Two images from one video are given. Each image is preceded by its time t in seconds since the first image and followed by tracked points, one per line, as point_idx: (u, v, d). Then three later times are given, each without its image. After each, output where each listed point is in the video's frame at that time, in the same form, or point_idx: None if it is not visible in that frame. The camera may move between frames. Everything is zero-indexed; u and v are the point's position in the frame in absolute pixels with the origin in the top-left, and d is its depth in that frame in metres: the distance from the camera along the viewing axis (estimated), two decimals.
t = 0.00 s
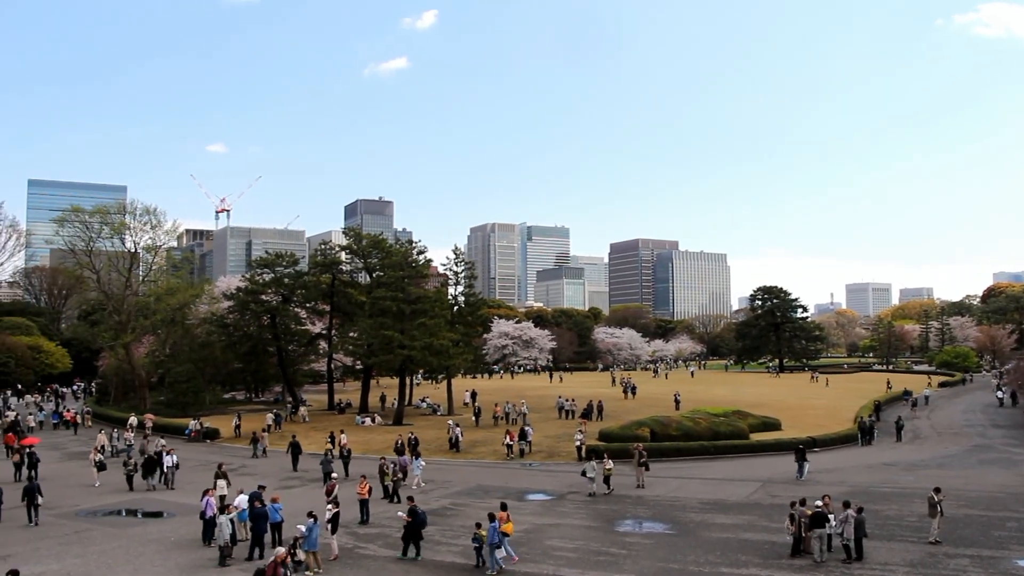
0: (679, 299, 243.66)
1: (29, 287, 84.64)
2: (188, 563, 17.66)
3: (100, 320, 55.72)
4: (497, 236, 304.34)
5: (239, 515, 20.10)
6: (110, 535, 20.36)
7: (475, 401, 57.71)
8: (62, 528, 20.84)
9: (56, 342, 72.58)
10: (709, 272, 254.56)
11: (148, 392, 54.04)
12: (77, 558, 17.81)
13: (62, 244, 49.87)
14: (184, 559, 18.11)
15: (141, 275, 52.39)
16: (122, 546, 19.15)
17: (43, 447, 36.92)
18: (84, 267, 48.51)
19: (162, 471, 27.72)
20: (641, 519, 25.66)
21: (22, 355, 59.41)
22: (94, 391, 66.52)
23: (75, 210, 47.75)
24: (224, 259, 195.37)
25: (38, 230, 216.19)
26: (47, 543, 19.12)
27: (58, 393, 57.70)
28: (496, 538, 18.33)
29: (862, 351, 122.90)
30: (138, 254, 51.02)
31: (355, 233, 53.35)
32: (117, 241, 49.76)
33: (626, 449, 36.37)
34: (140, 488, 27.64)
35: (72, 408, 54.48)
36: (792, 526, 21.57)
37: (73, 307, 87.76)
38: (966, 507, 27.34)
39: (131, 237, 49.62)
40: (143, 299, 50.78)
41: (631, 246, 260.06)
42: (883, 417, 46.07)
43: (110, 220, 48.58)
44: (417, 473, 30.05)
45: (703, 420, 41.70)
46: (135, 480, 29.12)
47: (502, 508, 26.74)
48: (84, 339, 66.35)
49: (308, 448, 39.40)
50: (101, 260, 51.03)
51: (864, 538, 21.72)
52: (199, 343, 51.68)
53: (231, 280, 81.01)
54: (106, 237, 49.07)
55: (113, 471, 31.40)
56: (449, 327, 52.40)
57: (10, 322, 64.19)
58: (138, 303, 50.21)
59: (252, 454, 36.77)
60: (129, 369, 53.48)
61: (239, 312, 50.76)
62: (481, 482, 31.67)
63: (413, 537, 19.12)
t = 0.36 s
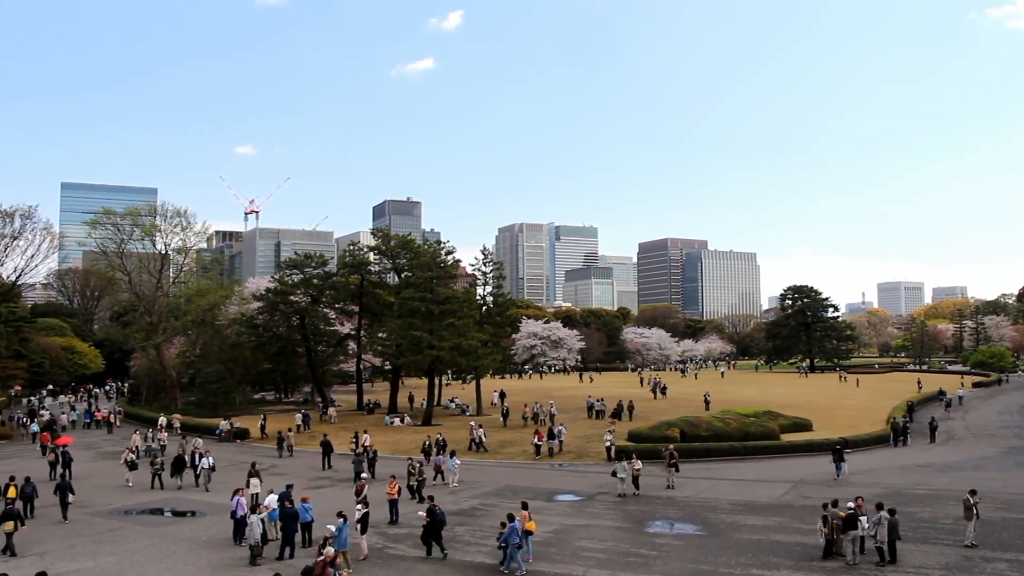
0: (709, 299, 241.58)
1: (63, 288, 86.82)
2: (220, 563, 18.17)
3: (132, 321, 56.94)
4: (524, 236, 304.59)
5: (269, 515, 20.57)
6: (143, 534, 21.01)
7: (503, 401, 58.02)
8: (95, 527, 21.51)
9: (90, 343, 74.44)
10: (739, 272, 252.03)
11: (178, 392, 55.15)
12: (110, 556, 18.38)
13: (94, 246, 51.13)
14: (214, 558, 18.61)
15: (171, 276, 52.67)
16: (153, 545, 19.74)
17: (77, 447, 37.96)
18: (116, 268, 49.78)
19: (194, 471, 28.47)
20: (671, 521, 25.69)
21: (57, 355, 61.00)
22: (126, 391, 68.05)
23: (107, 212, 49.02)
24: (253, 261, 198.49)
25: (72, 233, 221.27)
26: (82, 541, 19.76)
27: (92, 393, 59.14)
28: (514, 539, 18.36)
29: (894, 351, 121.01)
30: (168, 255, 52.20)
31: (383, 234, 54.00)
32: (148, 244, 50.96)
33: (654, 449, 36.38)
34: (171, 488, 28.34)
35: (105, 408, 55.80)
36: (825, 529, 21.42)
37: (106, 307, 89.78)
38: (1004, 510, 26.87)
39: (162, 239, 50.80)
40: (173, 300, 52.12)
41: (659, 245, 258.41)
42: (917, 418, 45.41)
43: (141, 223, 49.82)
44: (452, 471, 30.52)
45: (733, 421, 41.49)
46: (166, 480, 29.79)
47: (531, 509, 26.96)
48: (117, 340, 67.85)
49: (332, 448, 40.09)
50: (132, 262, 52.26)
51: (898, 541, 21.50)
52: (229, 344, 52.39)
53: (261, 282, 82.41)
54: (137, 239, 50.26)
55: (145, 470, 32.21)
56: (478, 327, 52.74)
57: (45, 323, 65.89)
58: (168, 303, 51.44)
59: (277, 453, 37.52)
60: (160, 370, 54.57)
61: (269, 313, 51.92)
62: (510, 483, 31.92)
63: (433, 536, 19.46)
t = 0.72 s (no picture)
0: (739, 298, 239.28)
1: (96, 291, 89.29)
2: (250, 564, 18.78)
3: (163, 325, 58.39)
4: (552, 236, 304.51)
5: (301, 517, 21.14)
6: (175, 535, 21.76)
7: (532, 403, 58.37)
8: (130, 528, 22.34)
9: (123, 346, 76.54)
10: (770, 271, 249.38)
11: (208, 395, 56.08)
12: (144, 557, 19.09)
13: (125, 250, 52.49)
14: (246, 559, 19.26)
15: (202, 279, 54.93)
16: (185, 546, 20.46)
17: (109, 449, 39.10)
18: (146, 271, 51.20)
19: (226, 472, 29.23)
20: (702, 522, 25.85)
21: (91, 358, 62.84)
22: (158, 393, 69.73)
23: (139, 216, 50.42)
24: (283, 263, 201.44)
25: (105, 237, 226.42)
26: (116, 542, 20.52)
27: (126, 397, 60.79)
28: (536, 537, 18.99)
29: (929, 350, 118.94)
30: (199, 259, 53.39)
31: (412, 235, 54.78)
32: (179, 247, 52.28)
33: (684, 449, 36.44)
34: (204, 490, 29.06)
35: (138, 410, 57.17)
36: (859, 530, 21.36)
37: (138, 311, 91.99)
38: None
39: (192, 242, 52.12)
40: (204, 303, 53.87)
41: (688, 245, 256.50)
42: (952, 418, 44.84)
43: (172, 226, 51.15)
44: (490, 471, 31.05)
45: (764, 421, 41.38)
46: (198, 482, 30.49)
47: (562, 510, 27.31)
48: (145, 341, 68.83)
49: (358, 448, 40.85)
50: (164, 266, 53.58)
51: (933, 543, 21.36)
52: (260, 346, 53.04)
53: (291, 284, 83.97)
54: (168, 242, 51.56)
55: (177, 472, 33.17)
56: (508, 327, 53.22)
57: (78, 326, 67.81)
58: (199, 307, 53.24)
59: (303, 454, 38.35)
60: (190, 372, 55.62)
61: (299, 315, 52.72)
62: (541, 484, 32.28)
63: (454, 534, 20.02)
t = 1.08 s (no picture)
0: (764, 298, 237.05)
1: (123, 294, 91.01)
2: (277, 565, 19.24)
3: (189, 327, 59.49)
4: (575, 237, 304.10)
5: (326, 518, 21.49)
6: (202, 536, 22.32)
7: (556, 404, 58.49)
8: (158, 529, 22.98)
9: (150, 348, 78.04)
10: (796, 270, 246.80)
11: (234, 396, 56.05)
12: (171, 557, 19.64)
13: (151, 253, 53.49)
14: (272, 560, 19.71)
15: (227, 281, 55.76)
16: (213, 547, 20.99)
17: (137, 450, 40.02)
18: (173, 273, 52.03)
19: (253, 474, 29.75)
20: (727, 523, 25.88)
21: (118, 360, 64.14)
22: (183, 395, 70.91)
23: (164, 219, 51.35)
24: (307, 265, 203.65)
25: (132, 241, 230.36)
26: (144, 543, 21.12)
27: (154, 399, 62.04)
28: (552, 538, 19.23)
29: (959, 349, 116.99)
30: (224, 261, 54.24)
31: (436, 237, 55.23)
32: (204, 249, 53.22)
33: (710, 450, 36.38)
34: (231, 491, 29.60)
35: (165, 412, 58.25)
36: (888, 530, 21.34)
37: (164, 313, 93.66)
38: None
39: (217, 245, 53.07)
40: (229, 305, 54.32)
41: (712, 244, 254.59)
42: (982, 418, 44.19)
43: (198, 229, 52.05)
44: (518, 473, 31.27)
45: (790, 421, 41.15)
46: (225, 484, 31.07)
47: (587, 511, 27.48)
48: (172, 343, 69.87)
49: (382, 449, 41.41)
50: (189, 268, 54.53)
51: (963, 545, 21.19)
52: (284, 347, 54.05)
53: (316, 286, 85.06)
54: (193, 244, 52.49)
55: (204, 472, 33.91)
56: (533, 328, 53.42)
57: (105, 329, 69.24)
58: (223, 309, 53.81)
59: (325, 455, 38.98)
60: (216, 374, 56.49)
61: (324, 317, 53.71)
62: (566, 485, 32.48)
63: (471, 534, 20.33)
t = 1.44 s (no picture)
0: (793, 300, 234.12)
1: (152, 296, 92.66)
2: (304, 565, 19.49)
3: (218, 328, 60.43)
4: (601, 238, 303.16)
5: (353, 519, 21.69)
6: (230, 536, 22.71)
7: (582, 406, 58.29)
8: (186, 528, 23.41)
9: (178, 349, 79.45)
10: (825, 272, 243.45)
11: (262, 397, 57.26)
12: (200, 557, 19.99)
13: (180, 255, 54.43)
14: (298, 561, 19.97)
15: (254, 283, 56.48)
16: (240, 547, 21.32)
17: (166, 451, 40.77)
18: (201, 275, 52.92)
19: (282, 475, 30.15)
20: (755, 527, 25.63)
21: (146, 361, 65.44)
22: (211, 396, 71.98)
23: (193, 221, 52.23)
24: (333, 267, 205.70)
25: (162, 244, 234.38)
26: (174, 542, 21.54)
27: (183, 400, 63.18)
28: (566, 540, 18.98)
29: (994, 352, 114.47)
30: (252, 263, 55.00)
31: (462, 239, 55.37)
32: (232, 251, 54.03)
33: (738, 453, 36.02)
34: (259, 492, 30.02)
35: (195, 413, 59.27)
36: (920, 536, 20.82)
37: (193, 314, 95.21)
38: None
39: (245, 247, 53.89)
40: (256, 306, 55.36)
41: (740, 246, 252.09)
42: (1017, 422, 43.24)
43: (226, 231, 52.86)
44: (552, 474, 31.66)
45: (819, 425, 40.60)
46: (252, 484, 31.51)
47: (614, 514, 27.42)
48: (202, 343, 71.03)
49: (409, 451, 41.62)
50: (218, 270, 55.39)
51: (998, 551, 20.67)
52: (311, 349, 54.76)
53: (343, 288, 85.88)
54: (222, 246, 53.31)
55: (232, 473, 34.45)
56: (560, 330, 53.36)
57: (135, 330, 70.58)
58: (251, 310, 54.67)
59: (348, 457, 39.36)
60: (243, 375, 57.34)
61: (351, 318, 54.26)
62: (593, 488, 32.42)
63: (486, 534, 20.36)
